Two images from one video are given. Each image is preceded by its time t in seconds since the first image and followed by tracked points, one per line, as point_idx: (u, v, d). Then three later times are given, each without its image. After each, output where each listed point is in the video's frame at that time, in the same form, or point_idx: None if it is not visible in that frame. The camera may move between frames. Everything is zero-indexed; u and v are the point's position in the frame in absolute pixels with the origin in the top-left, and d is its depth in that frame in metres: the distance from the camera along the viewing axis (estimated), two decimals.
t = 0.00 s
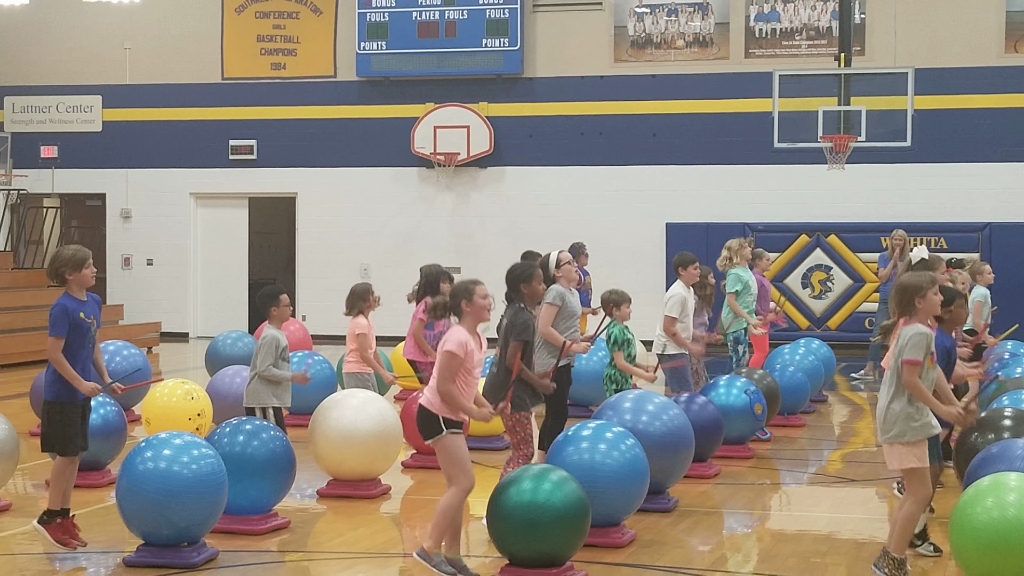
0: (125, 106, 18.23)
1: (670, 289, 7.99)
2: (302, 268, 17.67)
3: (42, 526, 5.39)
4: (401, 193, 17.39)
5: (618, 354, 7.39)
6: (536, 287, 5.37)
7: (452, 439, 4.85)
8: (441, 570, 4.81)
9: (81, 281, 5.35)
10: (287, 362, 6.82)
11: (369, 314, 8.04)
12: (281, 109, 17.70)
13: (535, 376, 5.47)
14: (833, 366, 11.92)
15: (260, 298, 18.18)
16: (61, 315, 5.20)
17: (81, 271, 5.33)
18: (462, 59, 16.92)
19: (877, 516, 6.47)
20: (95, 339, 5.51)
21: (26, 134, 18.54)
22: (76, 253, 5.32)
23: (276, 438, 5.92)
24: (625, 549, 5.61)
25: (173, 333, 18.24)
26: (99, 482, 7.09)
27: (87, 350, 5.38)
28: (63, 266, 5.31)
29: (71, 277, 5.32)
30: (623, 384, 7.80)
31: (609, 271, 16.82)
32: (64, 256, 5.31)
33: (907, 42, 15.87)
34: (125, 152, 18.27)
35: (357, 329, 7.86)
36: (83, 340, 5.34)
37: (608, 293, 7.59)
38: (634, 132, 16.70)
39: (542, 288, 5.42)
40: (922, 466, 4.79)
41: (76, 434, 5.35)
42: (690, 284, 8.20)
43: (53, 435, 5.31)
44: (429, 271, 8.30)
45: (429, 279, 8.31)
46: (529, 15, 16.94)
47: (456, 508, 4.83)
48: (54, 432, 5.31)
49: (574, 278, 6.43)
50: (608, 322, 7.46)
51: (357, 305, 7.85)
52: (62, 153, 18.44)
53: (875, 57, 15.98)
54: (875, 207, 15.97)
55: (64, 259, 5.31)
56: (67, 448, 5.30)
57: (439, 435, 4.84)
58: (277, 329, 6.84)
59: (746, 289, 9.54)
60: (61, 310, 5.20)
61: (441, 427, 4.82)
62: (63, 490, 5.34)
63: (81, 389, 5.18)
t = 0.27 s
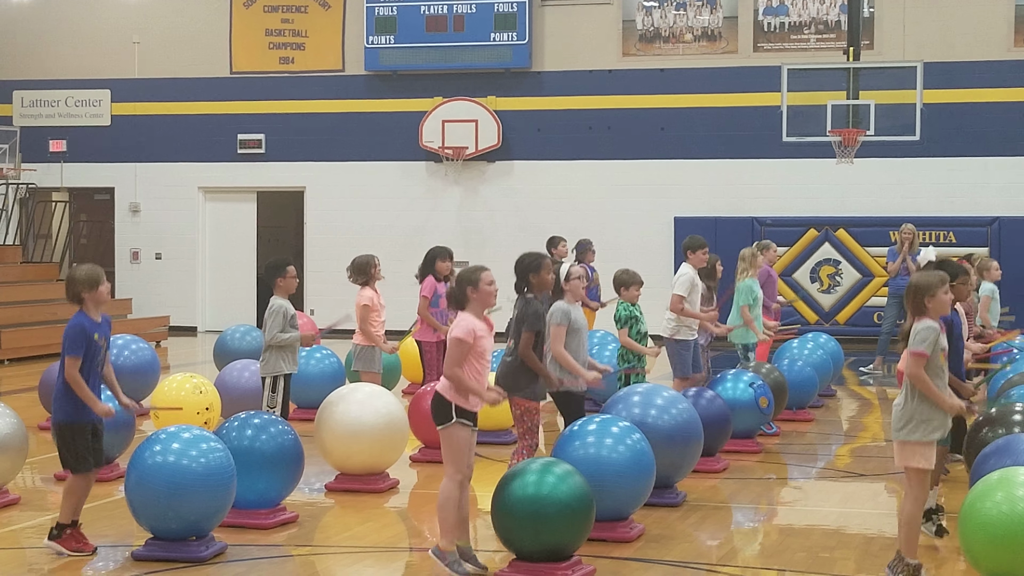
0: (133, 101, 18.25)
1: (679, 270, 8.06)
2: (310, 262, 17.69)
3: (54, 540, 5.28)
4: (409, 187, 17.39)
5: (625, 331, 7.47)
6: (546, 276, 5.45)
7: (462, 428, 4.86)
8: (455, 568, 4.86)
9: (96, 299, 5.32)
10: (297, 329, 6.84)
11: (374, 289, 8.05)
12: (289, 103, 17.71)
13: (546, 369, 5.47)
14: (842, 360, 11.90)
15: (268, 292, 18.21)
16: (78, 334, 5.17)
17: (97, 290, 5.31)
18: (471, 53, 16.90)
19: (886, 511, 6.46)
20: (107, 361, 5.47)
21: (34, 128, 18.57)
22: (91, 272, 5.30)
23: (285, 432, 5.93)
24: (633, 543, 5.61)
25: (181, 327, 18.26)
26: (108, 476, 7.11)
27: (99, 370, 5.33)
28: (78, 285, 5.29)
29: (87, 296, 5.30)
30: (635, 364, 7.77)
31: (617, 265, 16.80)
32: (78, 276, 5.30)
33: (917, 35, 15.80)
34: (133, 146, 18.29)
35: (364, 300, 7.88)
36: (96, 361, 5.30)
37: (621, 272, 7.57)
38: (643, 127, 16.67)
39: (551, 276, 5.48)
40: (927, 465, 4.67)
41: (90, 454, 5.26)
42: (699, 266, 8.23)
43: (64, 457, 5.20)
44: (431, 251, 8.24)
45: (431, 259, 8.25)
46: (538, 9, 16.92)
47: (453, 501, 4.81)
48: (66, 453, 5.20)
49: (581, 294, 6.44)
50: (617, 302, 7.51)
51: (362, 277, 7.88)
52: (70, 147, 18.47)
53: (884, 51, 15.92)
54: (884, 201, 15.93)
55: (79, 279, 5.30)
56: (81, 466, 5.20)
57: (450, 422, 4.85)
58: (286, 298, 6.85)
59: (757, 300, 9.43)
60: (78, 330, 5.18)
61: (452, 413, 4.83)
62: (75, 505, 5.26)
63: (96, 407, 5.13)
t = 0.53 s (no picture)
0: (139, 101, 18.27)
1: (683, 285, 8.01)
2: (315, 263, 17.69)
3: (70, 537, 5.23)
4: (414, 188, 17.39)
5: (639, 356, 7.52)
6: (553, 296, 5.44)
7: (463, 458, 4.79)
8: None
9: (105, 293, 5.32)
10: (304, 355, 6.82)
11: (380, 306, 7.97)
12: (294, 104, 17.72)
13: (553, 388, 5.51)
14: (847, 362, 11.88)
15: (272, 293, 18.22)
16: (86, 328, 5.18)
17: (107, 284, 5.31)
18: (476, 54, 16.90)
19: (891, 513, 6.44)
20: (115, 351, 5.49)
21: (39, 129, 18.60)
22: (102, 266, 5.30)
23: (289, 434, 5.92)
24: (639, 546, 5.59)
25: (186, 327, 18.26)
26: (113, 478, 7.11)
27: (106, 362, 5.36)
28: (88, 277, 5.28)
29: (97, 288, 5.30)
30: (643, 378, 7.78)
31: (621, 266, 16.79)
32: (88, 268, 5.30)
33: (922, 37, 15.79)
34: (139, 147, 18.31)
35: (367, 317, 7.78)
36: (104, 353, 5.32)
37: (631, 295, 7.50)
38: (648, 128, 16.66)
39: (559, 297, 5.48)
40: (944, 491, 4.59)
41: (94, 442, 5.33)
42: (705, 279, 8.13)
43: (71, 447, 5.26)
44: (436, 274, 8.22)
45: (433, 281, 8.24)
46: (543, 10, 16.92)
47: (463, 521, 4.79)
48: (72, 443, 5.26)
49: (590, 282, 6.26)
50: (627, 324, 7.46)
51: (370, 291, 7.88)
52: (76, 147, 18.50)
53: (889, 53, 15.91)
54: (889, 203, 15.90)
55: (89, 271, 5.29)
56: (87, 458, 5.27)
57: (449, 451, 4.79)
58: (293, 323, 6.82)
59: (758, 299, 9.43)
60: (85, 324, 5.18)
61: (452, 443, 4.78)
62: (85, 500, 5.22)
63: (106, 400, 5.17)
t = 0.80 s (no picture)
0: (142, 103, 18.29)
1: (687, 274, 8.07)
2: (317, 265, 17.70)
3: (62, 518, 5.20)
4: (416, 189, 17.39)
5: (637, 336, 7.40)
6: (557, 273, 5.48)
7: (461, 424, 4.89)
8: (467, 558, 4.98)
9: (111, 275, 5.36)
10: (309, 334, 6.83)
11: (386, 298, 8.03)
12: (297, 106, 17.73)
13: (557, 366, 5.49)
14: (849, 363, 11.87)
15: (275, 294, 18.23)
16: (89, 305, 5.23)
17: (114, 265, 5.35)
18: (480, 56, 16.90)
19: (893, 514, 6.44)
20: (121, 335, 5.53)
21: (43, 131, 18.63)
22: (109, 247, 5.34)
23: (292, 434, 5.92)
24: (641, 547, 5.59)
25: (189, 329, 18.27)
26: (116, 478, 7.11)
27: (113, 344, 5.39)
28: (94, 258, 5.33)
29: (104, 271, 5.33)
30: (643, 369, 7.77)
31: (624, 268, 16.79)
32: (98, 250, 5.33)
33: (924, 39, 15.78)
34: (142, 148, 18.33)
35: (374, 309, 7.84)
36: (110, 334, 5.35)
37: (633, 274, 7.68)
38: (651, 130, 16.65)
39: (562, 272, 5.52)
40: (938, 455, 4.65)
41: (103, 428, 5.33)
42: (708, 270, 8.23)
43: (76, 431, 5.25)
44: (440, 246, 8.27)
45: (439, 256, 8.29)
46: (546, 12, 16.92)
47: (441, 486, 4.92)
48: (76, 427, 5.25)
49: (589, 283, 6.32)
50: (632, 302, 7.55)
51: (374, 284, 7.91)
52: (79, 149, 18.53)
53: (893, 55, 15.90)
54: (892, 205, 15.89)
55: (96, 252, 5.33)
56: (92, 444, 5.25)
57: (449, 416, 4.89)
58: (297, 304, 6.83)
59: (759, 293, 9.33)
60: (90, 301, 5.24)
61: (452, 408, 4.88)
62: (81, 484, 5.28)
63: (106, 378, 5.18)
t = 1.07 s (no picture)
0: (143, 102, 18.30)
1: (692, 279, 7.99)
2: (319, 263, 17.70)
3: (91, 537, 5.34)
4: (418, 188, 17.39)
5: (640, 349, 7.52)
6: (559, 302, 5.46)
7: (455, 459, 4.80)
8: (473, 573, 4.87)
9: (116, 317, 5.35)
10: (309, 338, 6.83)
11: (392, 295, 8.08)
12: (298, 105, 17.73)
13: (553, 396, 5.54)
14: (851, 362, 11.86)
15: (277, 293, 18.23)
16: (97, 347, 5.20)
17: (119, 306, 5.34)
18: (481, 55, 16.90)
19: (895, 512, 6.43)
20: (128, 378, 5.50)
21: (44, 130, 18.63)
22: (114, 288, 5.33)
23: (294, 433, 5.93)
24: (643, 545, 5.59)
25: (191, 328, 18.27)
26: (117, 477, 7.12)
27: (119, 387, 5.36)
28: (100, 300, 5.31)
29: (108, 312, 5.32)
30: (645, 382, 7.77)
31: (625, 267, 16.78)
32: (100, 292, 5.33)
33: (925, 36, 15.77)
34: (143, 147, 18.34)
35: (381, 305, 7.90)
36: (116, 376, 5.33)
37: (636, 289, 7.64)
38: (652, 128, 16.65)
39: (564, 303, 5.50)
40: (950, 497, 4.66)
41: (112, 468, 5.30)
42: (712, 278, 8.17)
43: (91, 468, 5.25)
44: (442, 267, 8.58)
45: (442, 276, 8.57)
46: (547, 10, 16.92)
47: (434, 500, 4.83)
48: (92, 465, 5.25)
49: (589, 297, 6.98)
50: (633, 316, 7.58)
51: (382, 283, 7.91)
52: (80, 148, 18.53)
53: (893, 52, 15.88)
54: (893, 203, 15.88)
55: (100, 294, 5.32)
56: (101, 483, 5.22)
57: (442, 450, 4.81)
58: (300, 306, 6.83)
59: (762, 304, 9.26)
60: (98, 343, 5.20)
61: (444, 441, 4.80)
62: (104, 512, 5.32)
63: (112, 422, 5.15)
